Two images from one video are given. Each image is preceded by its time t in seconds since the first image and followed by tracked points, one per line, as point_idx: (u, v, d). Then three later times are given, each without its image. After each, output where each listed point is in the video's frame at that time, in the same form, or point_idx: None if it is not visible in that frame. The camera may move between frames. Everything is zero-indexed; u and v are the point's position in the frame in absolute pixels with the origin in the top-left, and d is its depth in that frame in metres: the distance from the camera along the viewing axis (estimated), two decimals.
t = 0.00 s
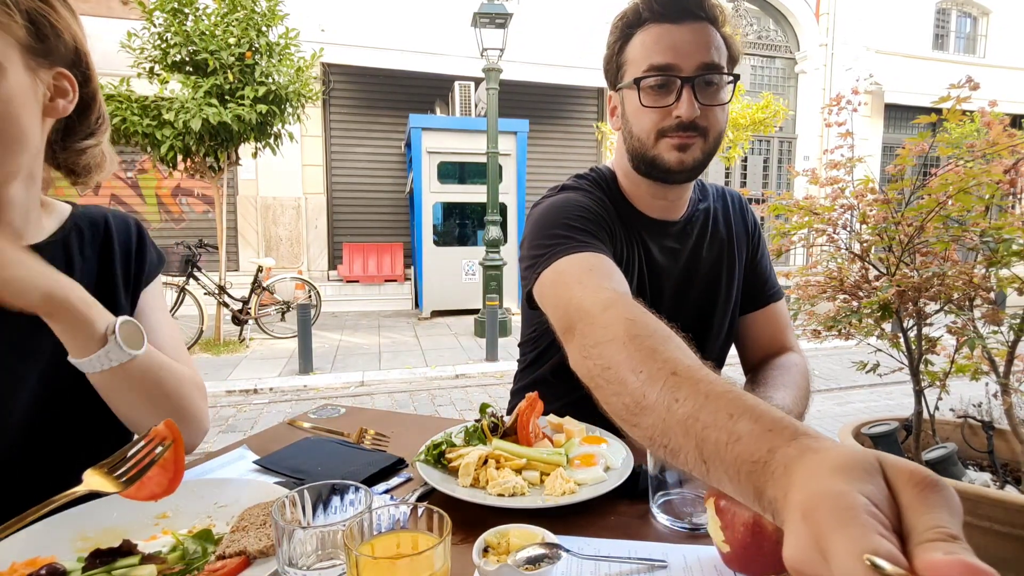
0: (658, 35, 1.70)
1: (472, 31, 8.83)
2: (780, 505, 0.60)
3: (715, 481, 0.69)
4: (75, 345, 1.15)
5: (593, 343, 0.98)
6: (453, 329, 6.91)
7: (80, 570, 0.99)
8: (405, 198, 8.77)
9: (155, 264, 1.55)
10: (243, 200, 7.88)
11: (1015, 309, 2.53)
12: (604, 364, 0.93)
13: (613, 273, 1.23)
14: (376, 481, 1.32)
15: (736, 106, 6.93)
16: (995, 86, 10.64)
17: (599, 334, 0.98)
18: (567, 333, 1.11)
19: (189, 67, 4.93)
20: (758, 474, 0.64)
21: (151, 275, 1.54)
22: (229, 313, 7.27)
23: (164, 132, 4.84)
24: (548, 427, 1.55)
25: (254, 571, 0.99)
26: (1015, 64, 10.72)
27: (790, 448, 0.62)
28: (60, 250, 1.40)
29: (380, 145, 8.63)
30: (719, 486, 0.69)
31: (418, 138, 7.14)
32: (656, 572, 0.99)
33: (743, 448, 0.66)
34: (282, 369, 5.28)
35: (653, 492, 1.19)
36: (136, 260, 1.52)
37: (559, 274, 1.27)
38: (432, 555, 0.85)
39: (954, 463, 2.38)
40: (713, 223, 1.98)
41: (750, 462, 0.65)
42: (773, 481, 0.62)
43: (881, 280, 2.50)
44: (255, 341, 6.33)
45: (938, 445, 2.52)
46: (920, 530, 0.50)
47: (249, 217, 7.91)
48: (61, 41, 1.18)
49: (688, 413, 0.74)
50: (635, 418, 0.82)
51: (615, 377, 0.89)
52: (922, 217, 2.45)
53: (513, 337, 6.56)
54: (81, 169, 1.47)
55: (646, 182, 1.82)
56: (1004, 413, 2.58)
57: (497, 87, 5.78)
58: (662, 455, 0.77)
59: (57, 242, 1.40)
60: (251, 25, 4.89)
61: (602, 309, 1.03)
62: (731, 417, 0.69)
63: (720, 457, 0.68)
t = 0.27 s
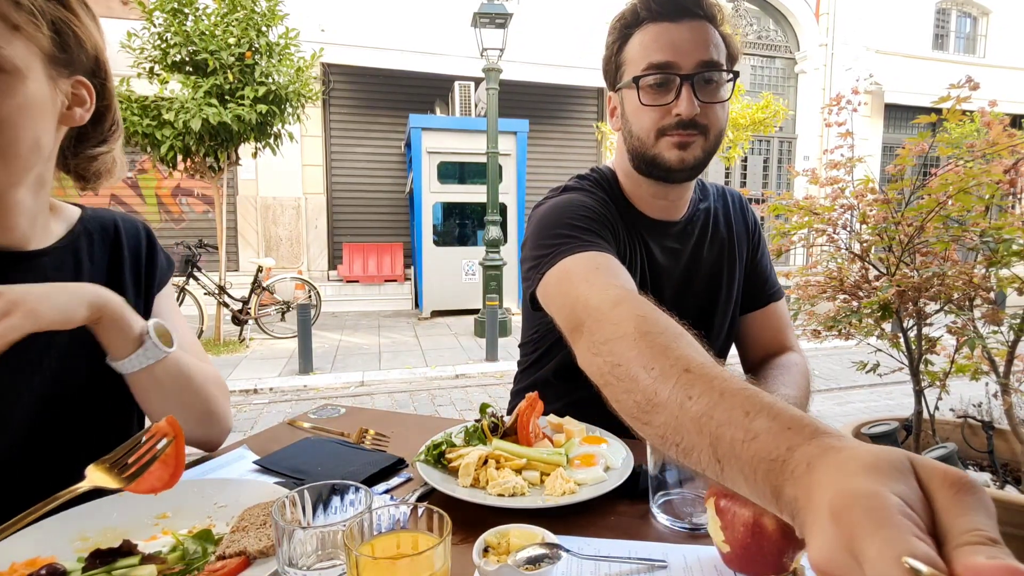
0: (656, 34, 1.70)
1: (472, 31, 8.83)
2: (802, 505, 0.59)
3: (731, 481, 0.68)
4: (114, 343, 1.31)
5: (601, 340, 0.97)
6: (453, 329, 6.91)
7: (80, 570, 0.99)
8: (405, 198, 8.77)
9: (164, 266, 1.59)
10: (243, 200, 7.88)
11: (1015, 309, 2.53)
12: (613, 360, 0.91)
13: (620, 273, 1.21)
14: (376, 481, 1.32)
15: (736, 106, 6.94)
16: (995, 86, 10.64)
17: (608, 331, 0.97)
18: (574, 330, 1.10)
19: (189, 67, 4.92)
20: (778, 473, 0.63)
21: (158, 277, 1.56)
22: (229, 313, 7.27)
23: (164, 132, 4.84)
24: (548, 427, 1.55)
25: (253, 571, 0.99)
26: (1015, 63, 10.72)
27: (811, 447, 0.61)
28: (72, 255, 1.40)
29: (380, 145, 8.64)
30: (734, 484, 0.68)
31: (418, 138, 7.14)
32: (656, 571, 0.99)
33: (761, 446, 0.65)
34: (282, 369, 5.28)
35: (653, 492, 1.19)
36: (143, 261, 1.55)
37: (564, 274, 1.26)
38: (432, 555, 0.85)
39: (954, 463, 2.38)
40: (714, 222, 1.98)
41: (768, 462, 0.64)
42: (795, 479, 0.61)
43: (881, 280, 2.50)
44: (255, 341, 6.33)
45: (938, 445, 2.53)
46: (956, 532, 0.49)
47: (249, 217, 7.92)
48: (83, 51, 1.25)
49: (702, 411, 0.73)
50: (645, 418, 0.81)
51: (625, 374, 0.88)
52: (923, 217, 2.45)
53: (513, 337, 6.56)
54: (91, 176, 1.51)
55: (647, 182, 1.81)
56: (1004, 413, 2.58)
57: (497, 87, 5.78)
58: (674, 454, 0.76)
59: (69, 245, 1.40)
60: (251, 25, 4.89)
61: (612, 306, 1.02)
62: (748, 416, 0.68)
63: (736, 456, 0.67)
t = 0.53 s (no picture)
0: (657, 33, 1.70)
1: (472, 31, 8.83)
2: (808, 512, 0.59)
3: (735, 486, 0.68)
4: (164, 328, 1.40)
5: (605, 342, 0.97)
6: (453, 329, 6.91)
7: (80, 570, 0.99)
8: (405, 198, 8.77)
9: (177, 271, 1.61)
10: (243, 200, 7.89)
11: (1015, 309, 2.53)
12: (617, 363, 0.91)
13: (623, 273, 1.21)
14: (375, 481, 1.32)
15: (736, 106, 6.94)
16: (995, 86, 10.64)
17: (612, 333, 0.97)
18: (576, 333, 1.11)
19: (189, 67, 4.92)
20: (784, 479, 0.63)
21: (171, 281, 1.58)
22: (229, 313, 7.27)
23: (164, 132, 4.84)
24: (548, 427, 1.55)
25: (254, 570, 0.99)
26: (1015, 63, 10.72)
27: (817, 454, 0.61)
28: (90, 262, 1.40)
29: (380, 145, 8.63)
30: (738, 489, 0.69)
31: (418, 138, 7.14)
32: (656, 571, 0.99)
33: (767, 451, 0.65)
34: (282, 369, 5.28)
35: (653, 491, 1.19)
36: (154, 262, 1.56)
37: (566, 275, 1.26)
38: (433, 555, 0.85)
39: (954, 463, 2.38)
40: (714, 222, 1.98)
41: (774, 468, 0.64)
42: (803, 487, 0.61)
43: (881, 280, 2.51)
44: (255, 341, 6.33)
45: (937, 445, 2.53)
46: (969, 544, 0.49)
47: (249, 217, 7.92)
48: (130, 70, 1.30)
49: (706, 415, 0.73)
50: (649, 422, 0.81)
51: (629, 376, 0.87)
52: (922, 217, 2.45)
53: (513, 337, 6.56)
54: (116, 187, 1.51)
55: (648, 183, 1.81)
56: (1004, 413, 2.58)
57: (496, 87, 5.78)
58: (677, 458, 0.76)
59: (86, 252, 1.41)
60: (251, 25, 4.89)
61: (615, 307, 1.02)
62: (754, 421, 0.68)
63: (741, 462, 0.67)
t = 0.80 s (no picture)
0: (658, 33, 1.70)
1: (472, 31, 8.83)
2: (822, 503, 0.56)
3: (745, 484, 0.66)
4: (212, 322, 1.57)
5: (607, 339, 0.97)
6: (454, 329, 6.91)
7: (80, 571, 0.99)
8: (405, 198, 8.77)
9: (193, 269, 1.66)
10: (243, 200, 7.89)
11: (1015, 309, 2.52)
12: (620, 360, 0.91)
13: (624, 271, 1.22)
14: (376, 481, 1.32)
15: (735, 106, 6.94)
16: (995, 86, 10.62)
17: (614, 331, 0.97)
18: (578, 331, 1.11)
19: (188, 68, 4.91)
20: (794, 471, 0.61)
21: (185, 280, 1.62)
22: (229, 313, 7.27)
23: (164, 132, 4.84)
24: (548, 428, 1.55)
25: (256, 570, 0.99)
26: (1015, 63, 10.70)
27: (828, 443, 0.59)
28: (107, 258, 1.41)
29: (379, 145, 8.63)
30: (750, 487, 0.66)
31: (418, 138, 7.14)
32: (656, 572, 0.99)
33: (776, 443, 0.63)
34: (282, 369, 5.28)
35: (653, 492, 1.19)
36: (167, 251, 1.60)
37: (568, 274, 1.26)
38: (433, 555, 0.85)
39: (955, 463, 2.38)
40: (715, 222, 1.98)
41: (784, 460, 0.62)
42: (815, 476, 0.58)
43: (881, 280, 2.51)
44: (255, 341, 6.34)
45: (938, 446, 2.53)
46: (994, 525, 0.45)
47: (249, 217, 7.92)
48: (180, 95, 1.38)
49: (712, 409, 0.72)
50: (653, 420, 0.80)
51: (632, 373, 0.87)
52: (922, 217, 2.44)
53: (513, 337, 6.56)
54: (153, 184, 1.54)
55: (650, 184, 1.81)
56: (1004, 413, 2.58)
57: (496, 87, 5.78)
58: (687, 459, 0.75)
59: (102, 248, 1.42)
60: (251, 25, 4.89)
61: (615, 306, 1.02)
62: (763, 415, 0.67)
63: (750, 457, 0.65)
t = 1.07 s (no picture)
0: (657, 32, 1.70)
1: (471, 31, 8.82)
2: (846, 468, 0.51)
3: (762, 465, 0.62)
4: (241, 325, 1.61)
5: (613, 323, 0.93)
6: (454, 329, 6.92)
7: (80, 571, 1.00)
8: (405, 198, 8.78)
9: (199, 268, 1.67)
10: (243, 200, 7.89)
11: (1015, 309, 2.52)
12: (627, 342, 0.87)
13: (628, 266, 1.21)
14: (376, 481, 1.32)
15: (735, 106, 6.94)
16: (995, 86, 10.61)
17: (621, 314, 0.93)
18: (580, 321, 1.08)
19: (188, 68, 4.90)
20: (812, 440, 0.57)
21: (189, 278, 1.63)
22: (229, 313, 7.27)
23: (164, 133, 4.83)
24: (548, 428, 1.55)
25: (256, 570, 0.99)
26: (1015, 63, 10.69)
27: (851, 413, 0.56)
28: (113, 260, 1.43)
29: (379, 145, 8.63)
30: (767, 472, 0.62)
31: (418, 138, 7.14)
32: (656, 572, 0.99)
33: (794, 415, 0.60)
34: (282, 369, 5.28)
35: (653, 492, 1.20)
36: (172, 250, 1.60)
37: (570, 268, 1.25)
38: (433, 555, 0.85)
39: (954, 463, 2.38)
40: (715, 223, 1.99)
41: (802, 430, 0.58)
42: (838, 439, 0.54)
43: (881, 280, 2.51)
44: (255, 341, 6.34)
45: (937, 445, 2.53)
46: None
47: (249, 217, 7.92)
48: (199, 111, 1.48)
49: (726, 384, 0.69)
50: (658, 402, 0.76)
51: (639, 354, 0.83)
52: (922, 217, 2.44)
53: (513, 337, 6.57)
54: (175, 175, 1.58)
55: (648, 185, 1.82)
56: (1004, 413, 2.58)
57: (496, 87, 5.78)
58: (700, 447, 0.71)
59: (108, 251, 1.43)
60: (251, 25, 4.89)
61: (623, 292, 0.99)
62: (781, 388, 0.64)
63: (766, 430, 0.61)
